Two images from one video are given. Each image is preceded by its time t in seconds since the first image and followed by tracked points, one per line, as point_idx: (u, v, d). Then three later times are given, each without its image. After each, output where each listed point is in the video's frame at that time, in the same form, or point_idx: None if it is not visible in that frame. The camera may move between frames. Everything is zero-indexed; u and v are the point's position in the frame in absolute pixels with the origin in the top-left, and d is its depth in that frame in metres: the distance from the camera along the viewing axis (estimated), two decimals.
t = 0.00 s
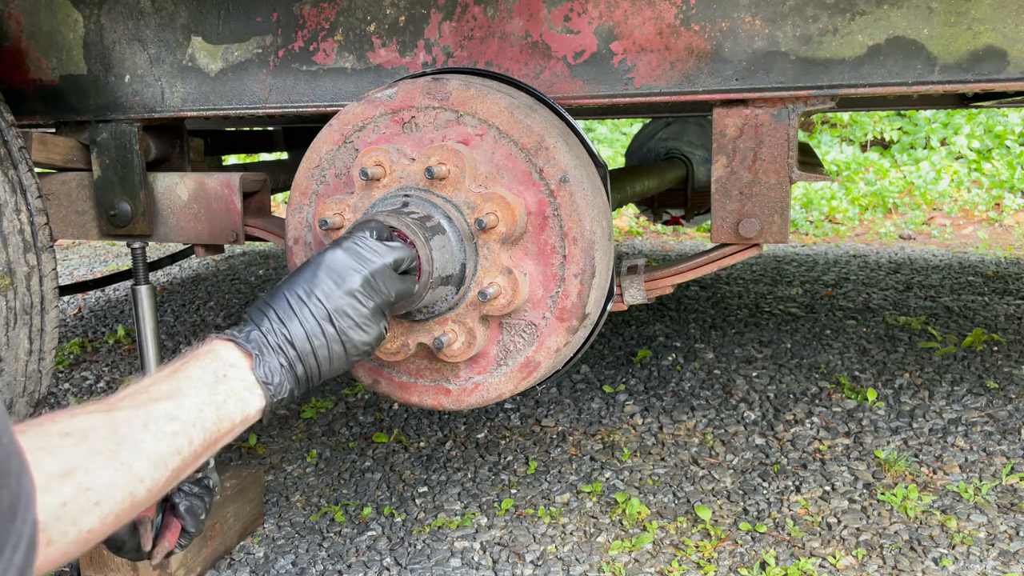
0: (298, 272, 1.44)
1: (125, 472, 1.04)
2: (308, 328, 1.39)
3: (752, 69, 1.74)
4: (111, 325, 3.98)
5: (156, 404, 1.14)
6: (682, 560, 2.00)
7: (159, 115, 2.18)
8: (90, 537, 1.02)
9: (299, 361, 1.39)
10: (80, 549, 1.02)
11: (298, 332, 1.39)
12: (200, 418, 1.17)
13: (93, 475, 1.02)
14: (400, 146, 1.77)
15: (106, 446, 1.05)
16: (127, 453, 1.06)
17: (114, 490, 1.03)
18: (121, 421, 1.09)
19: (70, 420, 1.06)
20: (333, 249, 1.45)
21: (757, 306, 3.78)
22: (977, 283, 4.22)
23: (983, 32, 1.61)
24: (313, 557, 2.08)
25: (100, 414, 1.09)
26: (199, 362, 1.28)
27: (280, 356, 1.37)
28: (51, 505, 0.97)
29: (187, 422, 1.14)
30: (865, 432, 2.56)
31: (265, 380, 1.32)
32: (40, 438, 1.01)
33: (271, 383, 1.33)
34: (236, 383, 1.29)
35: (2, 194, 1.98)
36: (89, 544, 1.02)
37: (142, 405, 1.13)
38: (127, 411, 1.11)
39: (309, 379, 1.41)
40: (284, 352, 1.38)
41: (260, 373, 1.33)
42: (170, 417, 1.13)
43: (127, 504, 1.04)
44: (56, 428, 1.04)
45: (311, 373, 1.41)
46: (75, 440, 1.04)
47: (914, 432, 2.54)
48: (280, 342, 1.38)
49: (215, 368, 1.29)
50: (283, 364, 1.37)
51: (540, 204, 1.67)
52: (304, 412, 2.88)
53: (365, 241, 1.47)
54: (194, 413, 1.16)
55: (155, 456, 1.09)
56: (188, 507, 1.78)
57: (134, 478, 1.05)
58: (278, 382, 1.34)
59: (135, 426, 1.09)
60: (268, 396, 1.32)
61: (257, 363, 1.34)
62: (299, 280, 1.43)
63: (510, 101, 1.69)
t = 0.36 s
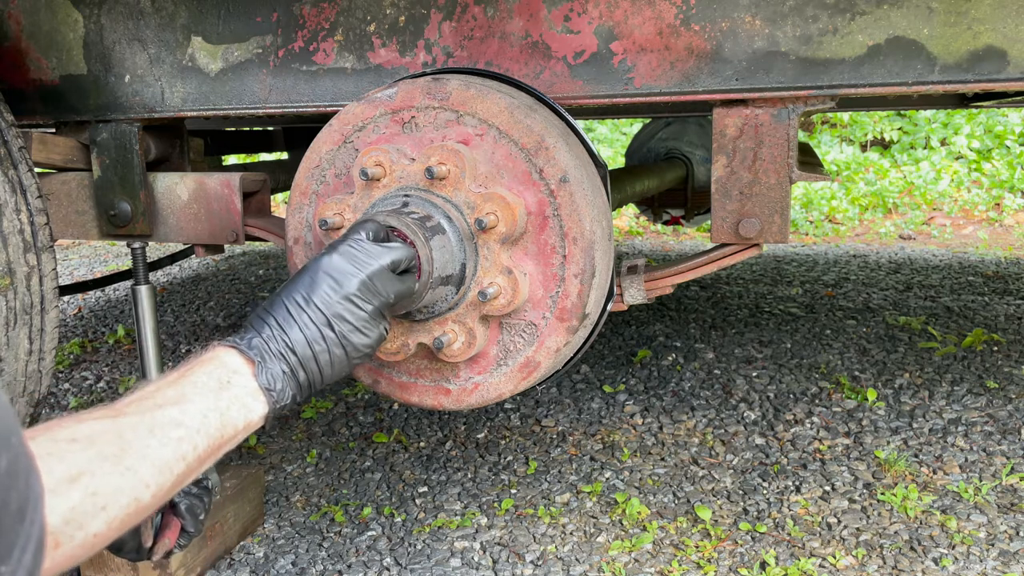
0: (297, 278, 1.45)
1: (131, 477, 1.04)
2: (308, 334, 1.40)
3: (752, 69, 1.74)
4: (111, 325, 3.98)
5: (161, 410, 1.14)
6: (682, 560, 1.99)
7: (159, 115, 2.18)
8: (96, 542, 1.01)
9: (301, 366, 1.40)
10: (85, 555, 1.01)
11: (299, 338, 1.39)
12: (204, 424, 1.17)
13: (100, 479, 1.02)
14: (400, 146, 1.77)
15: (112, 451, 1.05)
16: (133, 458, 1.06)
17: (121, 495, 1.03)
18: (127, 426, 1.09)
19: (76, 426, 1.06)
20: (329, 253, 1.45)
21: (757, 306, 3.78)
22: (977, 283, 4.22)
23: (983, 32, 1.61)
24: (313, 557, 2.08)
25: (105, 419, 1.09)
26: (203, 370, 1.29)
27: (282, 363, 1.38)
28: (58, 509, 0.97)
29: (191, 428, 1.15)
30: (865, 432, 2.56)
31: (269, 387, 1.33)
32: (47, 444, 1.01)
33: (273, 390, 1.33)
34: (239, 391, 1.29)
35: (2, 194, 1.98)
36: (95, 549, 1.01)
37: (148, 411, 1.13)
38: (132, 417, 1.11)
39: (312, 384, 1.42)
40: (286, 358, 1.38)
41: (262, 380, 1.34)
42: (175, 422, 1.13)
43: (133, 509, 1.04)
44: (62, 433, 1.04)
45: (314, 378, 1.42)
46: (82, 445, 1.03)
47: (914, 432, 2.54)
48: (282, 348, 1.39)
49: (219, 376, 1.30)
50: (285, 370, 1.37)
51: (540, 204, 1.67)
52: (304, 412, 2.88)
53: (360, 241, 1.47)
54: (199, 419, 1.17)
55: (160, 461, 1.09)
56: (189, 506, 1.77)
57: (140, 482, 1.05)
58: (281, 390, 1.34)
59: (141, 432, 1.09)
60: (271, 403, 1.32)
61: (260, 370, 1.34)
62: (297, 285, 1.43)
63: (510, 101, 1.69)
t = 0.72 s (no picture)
0: (300, 281, 1.45)
1: (139, 479, 1.05)
2: (313, 336, 1.40)
3: (752, 69, 1.74)
4: (111, 325, 3.98)
5: (168, 413, 1.14)
6: (682, 560, 1.99)
7: (159, 115, 2.18)
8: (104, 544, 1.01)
9: (307, 367, 1.40)
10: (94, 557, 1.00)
11: (305, 340, 1.40)
12: (211, 427, 1.17)
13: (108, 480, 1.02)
14: (400, 146, 1.77)
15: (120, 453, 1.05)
16: (142, 460, 1.06)
17: (129, 497, 1.03)
18: (134, 429, 1.09)
19: (83, 429, 1.06)
20: (332, 255, 1.45)
21: (757, 306, 3.78)
22: (977, 283, 4.21)
23: (983, 32, 1.61)
24: (313, 557, 2.08)
25: (113, 422, 1.10)
26: (209, 373, 1.29)
27: (288, 366, 1.38)
28: (68, 510, 0.97)
29: (198, 431, 1.15)
30: (865, 432, 2.56)
31: (275, 391, 1.33)
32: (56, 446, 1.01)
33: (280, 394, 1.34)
34: (246, 395, 1.29)
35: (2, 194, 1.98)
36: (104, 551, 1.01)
37: (155, 414, 1.13)
38: (139, 421, 1.11)
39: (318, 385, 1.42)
40: (292, 361, 1.39)
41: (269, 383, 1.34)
42: (182, 426, 1.14)
43: (141, 512, 1.04)
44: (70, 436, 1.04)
45: (319, 381, 1.43)
46: (90, 448, 1.03)
47: (914, 432, 2.54)
48: (287, 351, 1.39)
49: (225, 379, 1.30)
50: (291, 373, 1.38)
51: (540, 204, 1.67)
52: (304, 412, 2.88)
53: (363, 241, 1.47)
54: (206, 422, 1.17)
55: (167, 464, 1.09)
56: (189, 506, 1.77)
57: (148, 484, 1.05)
58: (287, 392, 1.35)
59: (148, 435, 1.10)
60: (277, 406, 1.33)
61: (266, 374, 1.34)
62: (300, 288, 1.44)
63: (510, 101, 1.69)
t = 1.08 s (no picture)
0: (321, 277, 1.41)
1: (135, 465, 1.05)
2: (323, 339, 1.37)
3: (752, 69, 1.74)
4: (111, 325, 3.98)
5: (166, 399, 1.14)
6: (682, 560, 1.99)
7: (159, 115, 2.18)
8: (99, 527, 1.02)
9: (309, 367, 1.37)
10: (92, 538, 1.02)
11: (313, 340, 1.37)
12: (207, 416, 1.17)
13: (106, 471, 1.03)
14: (400, 146, 1.77)
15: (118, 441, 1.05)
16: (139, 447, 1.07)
17: (123, 487, 1.04)
18: (132, 416, 1.09)
19: (81, 414, 1.05)
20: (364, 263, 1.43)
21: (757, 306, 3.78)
22: (977, 283, 4.22)
23: (983, 32, 1.61)
24: (313, 557, 2.08)
25: (111, 406, 1.09)
26: (209, 354, 1.27)
27: (289, 359, 1.34)
28: (64, 501, 0.98)
29: (194, 420, 1.15)
30: (865, 432, 2.56)
31: (270, 383, 1.30)
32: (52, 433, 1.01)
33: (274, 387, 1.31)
34: (242, 380, 1.28)
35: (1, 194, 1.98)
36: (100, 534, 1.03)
37: (153, 400, 1.13)
38: (137, 405, 1.11)
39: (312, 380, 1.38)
40: (295, 356, 1.35)
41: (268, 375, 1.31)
42: (178, 413, 1.14)
43: (134, 500, 1.05)
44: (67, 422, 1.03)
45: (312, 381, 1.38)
46: (87, 434, 1.03)
47: (914, 432, 2.54)
48: (293, 346, 1.35)
49: (224, 362, 1.28)
50: (290, 367, 1.34)
51: (540, 204, 1.67)
52: (304, 412, 2.88)
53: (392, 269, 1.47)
54: (202, 409, 1.17)
55: (162, 454, 1.09)
56: (193, 511, 1.82)
57: (143, 471, 1.06)
58: (282, 387, 1.32)
59: (145, 421, 1.10)
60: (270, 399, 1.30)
61: (267, 365, 1.32)
62: (321, 287, 1.39)
63: (510, 101, 1.69)
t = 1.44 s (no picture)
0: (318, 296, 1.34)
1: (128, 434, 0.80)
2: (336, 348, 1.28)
3: (752, 69, 1.74)
4: (111, 325, 3.98)
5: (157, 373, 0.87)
6: (682, 560, 1.99)
7: (159, 115, 2.18)
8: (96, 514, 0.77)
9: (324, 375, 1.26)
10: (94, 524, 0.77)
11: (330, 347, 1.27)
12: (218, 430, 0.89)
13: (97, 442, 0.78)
14: (400, 146, 1.77)
15: (111, 413, 0.80)
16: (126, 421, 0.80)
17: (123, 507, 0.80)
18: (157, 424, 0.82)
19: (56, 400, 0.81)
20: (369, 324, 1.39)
21: (757, 306, 3.78)
22: (977, 283, 4.21)
23: (983, 31, 1.61)
24: (313, 557, 2.08)
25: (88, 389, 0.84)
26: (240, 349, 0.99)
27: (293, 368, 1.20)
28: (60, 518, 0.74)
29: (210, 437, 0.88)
30: (865, 432, 2.56)
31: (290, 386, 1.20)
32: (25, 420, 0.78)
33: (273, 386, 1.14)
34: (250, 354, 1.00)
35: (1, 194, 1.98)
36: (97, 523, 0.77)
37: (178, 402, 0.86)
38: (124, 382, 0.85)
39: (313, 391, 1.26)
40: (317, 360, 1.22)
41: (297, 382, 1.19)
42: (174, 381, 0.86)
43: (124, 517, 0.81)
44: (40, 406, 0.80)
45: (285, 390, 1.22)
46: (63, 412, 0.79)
47: (914, 432, 2.54)
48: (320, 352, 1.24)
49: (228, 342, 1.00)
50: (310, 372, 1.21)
51: (540, 205, 1.68)
52: (304, 412, 2.88)
53: (381, 284, 1.55)
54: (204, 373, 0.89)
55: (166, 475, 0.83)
56: (191, 509, 1.83)
57: (140, 438, 0.80)
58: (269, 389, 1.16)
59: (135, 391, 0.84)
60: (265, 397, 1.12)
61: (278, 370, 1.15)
62: (319, 300, 1.32)
63: (510, 101, 1.69)
